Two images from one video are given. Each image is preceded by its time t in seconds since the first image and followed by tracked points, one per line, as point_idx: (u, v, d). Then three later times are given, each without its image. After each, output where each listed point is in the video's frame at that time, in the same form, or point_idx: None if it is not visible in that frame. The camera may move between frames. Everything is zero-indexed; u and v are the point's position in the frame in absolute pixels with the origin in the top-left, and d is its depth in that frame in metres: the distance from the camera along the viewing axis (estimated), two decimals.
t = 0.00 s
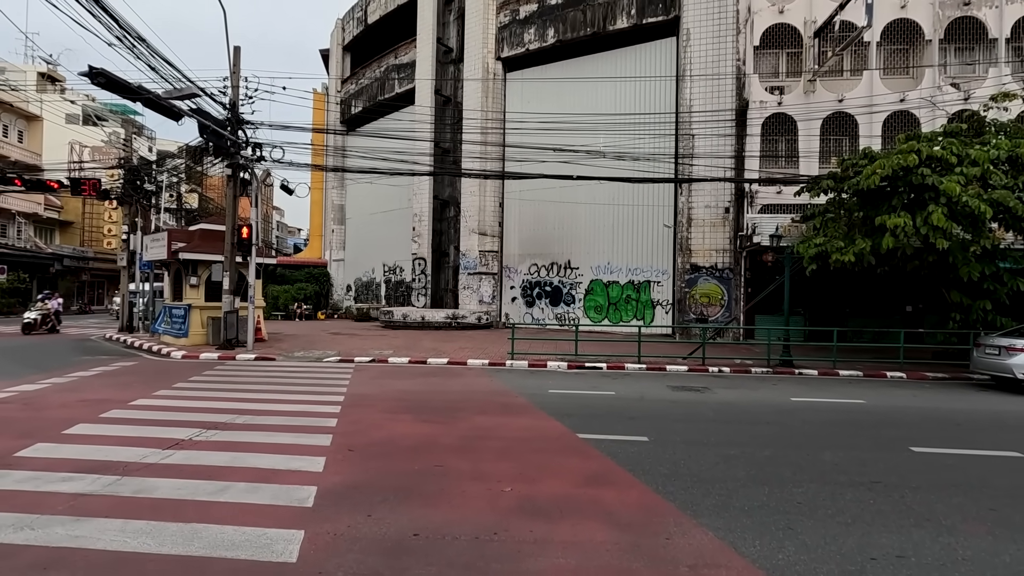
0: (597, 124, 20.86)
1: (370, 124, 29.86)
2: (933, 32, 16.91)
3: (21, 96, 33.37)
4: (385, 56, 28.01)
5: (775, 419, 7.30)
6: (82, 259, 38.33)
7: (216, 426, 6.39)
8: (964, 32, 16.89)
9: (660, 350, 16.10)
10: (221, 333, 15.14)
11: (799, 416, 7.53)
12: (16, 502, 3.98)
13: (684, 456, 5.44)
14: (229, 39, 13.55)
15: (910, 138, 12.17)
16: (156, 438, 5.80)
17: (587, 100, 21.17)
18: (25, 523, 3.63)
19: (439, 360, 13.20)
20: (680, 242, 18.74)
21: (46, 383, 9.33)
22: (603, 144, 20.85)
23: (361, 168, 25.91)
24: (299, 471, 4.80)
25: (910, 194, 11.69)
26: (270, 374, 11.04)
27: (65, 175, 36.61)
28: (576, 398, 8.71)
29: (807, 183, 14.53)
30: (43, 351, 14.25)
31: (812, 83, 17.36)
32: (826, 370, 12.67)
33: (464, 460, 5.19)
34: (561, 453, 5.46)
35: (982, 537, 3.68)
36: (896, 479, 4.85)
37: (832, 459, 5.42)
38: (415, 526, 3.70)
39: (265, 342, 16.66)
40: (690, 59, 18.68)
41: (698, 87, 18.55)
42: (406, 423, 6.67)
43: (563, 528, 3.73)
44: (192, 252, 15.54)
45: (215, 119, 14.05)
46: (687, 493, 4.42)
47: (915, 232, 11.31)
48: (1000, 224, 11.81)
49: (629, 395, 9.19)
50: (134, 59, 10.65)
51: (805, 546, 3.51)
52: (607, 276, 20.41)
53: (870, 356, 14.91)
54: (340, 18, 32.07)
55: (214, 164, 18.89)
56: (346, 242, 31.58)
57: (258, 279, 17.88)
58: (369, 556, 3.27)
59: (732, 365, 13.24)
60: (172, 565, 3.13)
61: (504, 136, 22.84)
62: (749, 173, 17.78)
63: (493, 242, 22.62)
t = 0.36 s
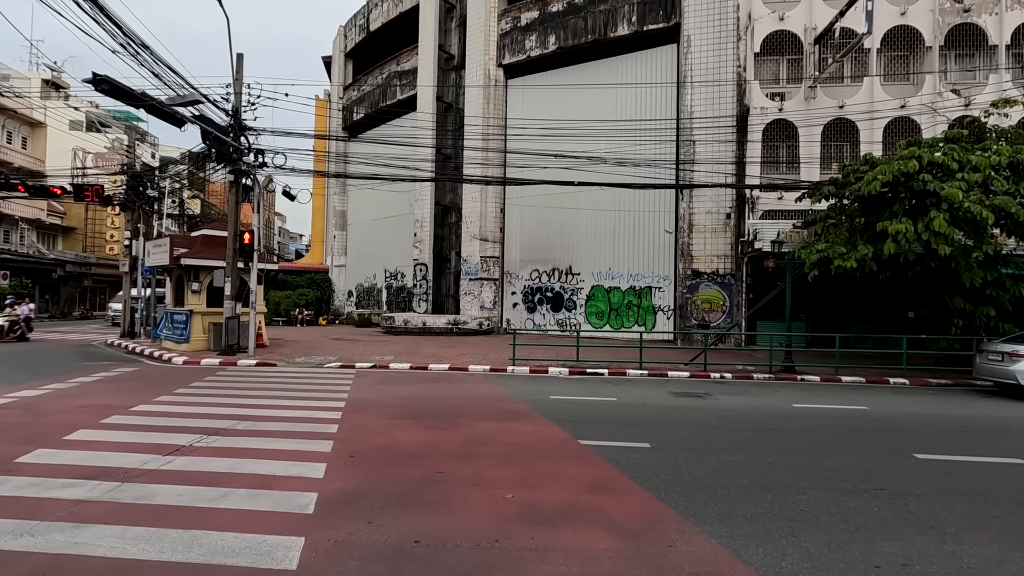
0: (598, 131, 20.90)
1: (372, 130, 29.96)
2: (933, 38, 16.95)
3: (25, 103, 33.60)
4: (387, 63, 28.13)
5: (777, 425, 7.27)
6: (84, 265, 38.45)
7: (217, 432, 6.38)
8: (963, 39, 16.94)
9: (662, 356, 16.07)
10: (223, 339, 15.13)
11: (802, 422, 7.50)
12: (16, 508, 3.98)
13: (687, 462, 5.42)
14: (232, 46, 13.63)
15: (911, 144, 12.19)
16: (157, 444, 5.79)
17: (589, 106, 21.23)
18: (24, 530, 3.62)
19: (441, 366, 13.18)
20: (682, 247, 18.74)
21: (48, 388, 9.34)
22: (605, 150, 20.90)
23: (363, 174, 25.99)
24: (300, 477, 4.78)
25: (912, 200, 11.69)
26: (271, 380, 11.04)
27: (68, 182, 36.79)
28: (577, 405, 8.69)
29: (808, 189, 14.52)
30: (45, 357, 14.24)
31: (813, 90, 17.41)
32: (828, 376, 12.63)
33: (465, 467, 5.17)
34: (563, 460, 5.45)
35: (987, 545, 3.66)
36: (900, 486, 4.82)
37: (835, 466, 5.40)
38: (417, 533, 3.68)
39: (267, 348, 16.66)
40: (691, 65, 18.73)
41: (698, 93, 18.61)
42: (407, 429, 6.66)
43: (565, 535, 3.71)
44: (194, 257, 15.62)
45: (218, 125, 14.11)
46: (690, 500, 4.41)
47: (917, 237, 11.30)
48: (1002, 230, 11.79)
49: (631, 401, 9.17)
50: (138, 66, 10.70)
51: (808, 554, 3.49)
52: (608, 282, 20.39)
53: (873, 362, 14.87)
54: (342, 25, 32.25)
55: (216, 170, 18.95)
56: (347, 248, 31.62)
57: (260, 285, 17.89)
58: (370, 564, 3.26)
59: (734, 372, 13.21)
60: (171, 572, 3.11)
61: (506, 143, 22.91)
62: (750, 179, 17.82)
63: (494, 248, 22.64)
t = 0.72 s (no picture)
0: (600, 137, 20.94)
1: (374, 137, 30.06)
2: (934, 45, 17.00)
3: (30, 110, 33.83)
4: (389, 70, 28.26)
5: (780, 432, 7.24)
6: (87, 271, 38.56)
7: (218, 438, 6.37)
8: (964, 45, 16.99)
9: (664, 362, 16.03)
10: (224, 345, 15.13)
11: (805, 429, 7.48)
12: (17, 514, 3.97)
13: (689, 469, 5.40)
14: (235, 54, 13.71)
15: (912, 150, 12.20)
16: (158, 450, 5.78)
17: (590, 113, 21.30)
18: (25, 537, 3.62)
19: (442, 372, 13.16)
20: (683, 254, 18.74)
21: (50, 394, 9.35)
22: (606, 156, 20.94)
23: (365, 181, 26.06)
24: (301, 484, 4.78)
25: (914, 206, 11.69)
26: (272, 386, 11.03)
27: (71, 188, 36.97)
28: (579, 411, 8.66)
29: (810, 195, 14.50)
30: (45, 363, 14.25)
31: (814, 96, 17.44)
32: (831, 382, 12.59)
33: (467, 474, 5.16)
34: (565, 467, 5.43)
35: (993, 553, 3.63)
36: (905, 493, 4.79)
37: (839, 473, 5.37)
38: (418, 540, 3.67)
39: (268, 354, 16.66)
40: (692, 72, 18.77)
41: (700, 100, 18.64)
42: (409, 436, 6.64)
43: (568, 542, 3.70)
44: (196, 263, 15.67)
45: (221, 132, 14.17)
46: (692, 507, 4.39)
47: (919, 244, 11.29)
48: (1004, 236, 11.77)
49: (633, 407, 9.15)
50: (142, 74, 10.78)
51: (812, 562, 3.47)
52: (610, 288, 20.39)
53: (876, 368, 14.83)
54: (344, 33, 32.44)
55: (219, 176, 19.01)
56: (349, 254, 31.68)
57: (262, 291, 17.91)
58: (371, 571, 3.24)
59: (737, 378, 13.17)
60: None
61: (508, 150, 23.00)
62: (752, 185, 17.83)
63: (496, 254, 22.65)
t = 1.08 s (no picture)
0: (601, 144, 21.00)
1: (376, 144, 30.16)
2: (933, 52, 17.06)
3: (34, 117, 34.00)
4: (391, 77, 28.37)
5: (783, 439, 7.21)
6: (89, 277, 38.61)
7: (219, 445, 6.36)
8: (963, 52, 17.06)
9: (665, 368, 16.00)
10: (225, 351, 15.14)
11: (807, 436, 7.46)
12: (17, 522, 3.97)
13: (691, 476, 5.38)
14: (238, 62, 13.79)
15: (913, 157, 12.22)
16: (159, 457, 5.78)
17: (590, 120, 21.38)
18: (25, 544, 3.61)
19: (443, 379, 13.15)
20: (684, 260, 18.75)
21: (51, 401, 9.35)
22: (607, 163, 20.99)
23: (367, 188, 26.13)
24: (302, 491, 4.77)
25: (914, 212, 11.71)
26: (273, 392, 11.02)
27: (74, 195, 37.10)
28: (580, 417, 8.64)
29: (810, 201, 14.51)
30: (47, 369, 14.25)
31: (814, 103, 17.49)
32: (832, 389, 12.56)
33: (468, 481, 5.14)
34: (567, 474, 5.41)
35: (997, 561, 3.61)
36: (908, 501, 4.77)
37: (842, 480, 5.35)
38: (419, 548, 3.66)
39: (269, 360, 16.65)
40: (693, 78, 18.82)
41: (700, 107, 18.69)
42: (409, 443, 6.63)
43: (569, 550, 3.68)
44: (197, 269, 15.71)
45: (223, 139, 14.22)
46: (695, 514, 4.37)
47: (921, 249, 11.29)
48: (1005, 242, 11.77)
49: (634, 413, 9.13)
50: (146, 81, 10.85)
51: (815, 570, 3.44)
52: (611, 294, 20.40)
53: (878, 374, 14.80)
54: (346, 41, 32.64)
55: (221, 183, 19.07)
56: (351, 260, 31.73)
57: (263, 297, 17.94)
58: None
59: (738, 384, 13.13)
60: None
61: (509, 156, 23.09)
62: (753, 191, 17.85)
63: (497, 260, 22.67)
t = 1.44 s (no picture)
0: (601, 151, 21.07)
1: (378, 151, 30.28)
2: (933, 59, 17.11)
3: (38, 125, 34.19)
4: (393, 85, 28.51)
5: (785, 446, 7.19)
6: (91, 283, 38.67)
7: (219, 452, 6.35)
8: (963, 60, 17.13)
9: (667, 375, 15.96)
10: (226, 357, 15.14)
11: (809, 443, 7.43)
12: (17, 529, 3.96)
13: (693, 484, 5.37)
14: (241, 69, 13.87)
15: (913, 163, 12.24)
16: (159, 464, 5.77)
17: (591, 127, 21.46)
18: (25, 552, 3.61)
19: (444, 385, 13.11)
20: (685, 266, 18.76)
21: (52, 407, 9.35)
22: (608, 169, 21.04)
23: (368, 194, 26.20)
24: (302, 498, 4.75)
25: (915, 219, 11.72)
26: (274, 399, 11.01)
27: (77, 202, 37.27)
28: (581, 425, 8.61)
29: (811, 208, 14.52)
30: (48, 376, 14.26)
31: (814, 110, 17.52)
32: (835, 396, 12.50)
33: (469, 488, 5.13)
34: (568, 482, 5.39)
35: (1001, 569, 3.59)
36: (911, 509, 4.75)
37: (844, 488, 5.33)
38: (419, 556, 3.65)
39: (269, 366, 16.63)
40: (693, 86, 18.88)
41: (701, 114, 18.75)
42: (410, 450, 6.61)
43: (570, 558, 3.67)
44: (200, 276, 15.71)
45: (225, 146, 14.29)
46: (696, 522, 4.35)
47: (922, 256, 11.29)
48: (1006, 249, 11.76)
49: (635, 420, 9.11)
50: (149, 89, 10.92)
51: None
52: (612, 301, 20.40)
53: (879, 381, 14.76)
54: (348, 48, 32.82)
55: (223, 190, 19.14)
56: (352, 267, 31.77)
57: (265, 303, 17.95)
58: None
59: (740, 391, 13.08)
60: None
61: (510, 163, 23.18)
62: (753, 198, 17.86)
63: (498, 266, 22.67)
